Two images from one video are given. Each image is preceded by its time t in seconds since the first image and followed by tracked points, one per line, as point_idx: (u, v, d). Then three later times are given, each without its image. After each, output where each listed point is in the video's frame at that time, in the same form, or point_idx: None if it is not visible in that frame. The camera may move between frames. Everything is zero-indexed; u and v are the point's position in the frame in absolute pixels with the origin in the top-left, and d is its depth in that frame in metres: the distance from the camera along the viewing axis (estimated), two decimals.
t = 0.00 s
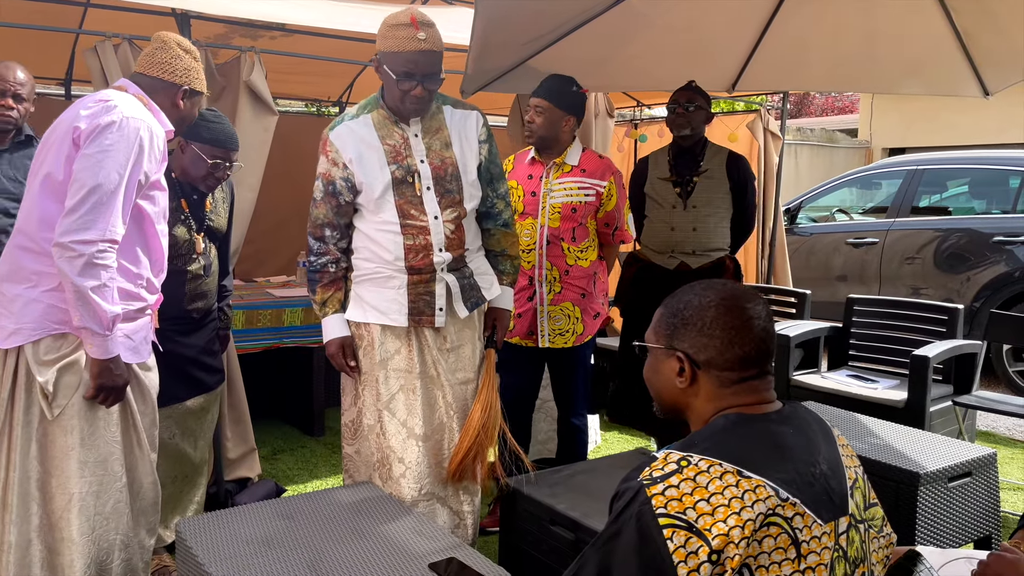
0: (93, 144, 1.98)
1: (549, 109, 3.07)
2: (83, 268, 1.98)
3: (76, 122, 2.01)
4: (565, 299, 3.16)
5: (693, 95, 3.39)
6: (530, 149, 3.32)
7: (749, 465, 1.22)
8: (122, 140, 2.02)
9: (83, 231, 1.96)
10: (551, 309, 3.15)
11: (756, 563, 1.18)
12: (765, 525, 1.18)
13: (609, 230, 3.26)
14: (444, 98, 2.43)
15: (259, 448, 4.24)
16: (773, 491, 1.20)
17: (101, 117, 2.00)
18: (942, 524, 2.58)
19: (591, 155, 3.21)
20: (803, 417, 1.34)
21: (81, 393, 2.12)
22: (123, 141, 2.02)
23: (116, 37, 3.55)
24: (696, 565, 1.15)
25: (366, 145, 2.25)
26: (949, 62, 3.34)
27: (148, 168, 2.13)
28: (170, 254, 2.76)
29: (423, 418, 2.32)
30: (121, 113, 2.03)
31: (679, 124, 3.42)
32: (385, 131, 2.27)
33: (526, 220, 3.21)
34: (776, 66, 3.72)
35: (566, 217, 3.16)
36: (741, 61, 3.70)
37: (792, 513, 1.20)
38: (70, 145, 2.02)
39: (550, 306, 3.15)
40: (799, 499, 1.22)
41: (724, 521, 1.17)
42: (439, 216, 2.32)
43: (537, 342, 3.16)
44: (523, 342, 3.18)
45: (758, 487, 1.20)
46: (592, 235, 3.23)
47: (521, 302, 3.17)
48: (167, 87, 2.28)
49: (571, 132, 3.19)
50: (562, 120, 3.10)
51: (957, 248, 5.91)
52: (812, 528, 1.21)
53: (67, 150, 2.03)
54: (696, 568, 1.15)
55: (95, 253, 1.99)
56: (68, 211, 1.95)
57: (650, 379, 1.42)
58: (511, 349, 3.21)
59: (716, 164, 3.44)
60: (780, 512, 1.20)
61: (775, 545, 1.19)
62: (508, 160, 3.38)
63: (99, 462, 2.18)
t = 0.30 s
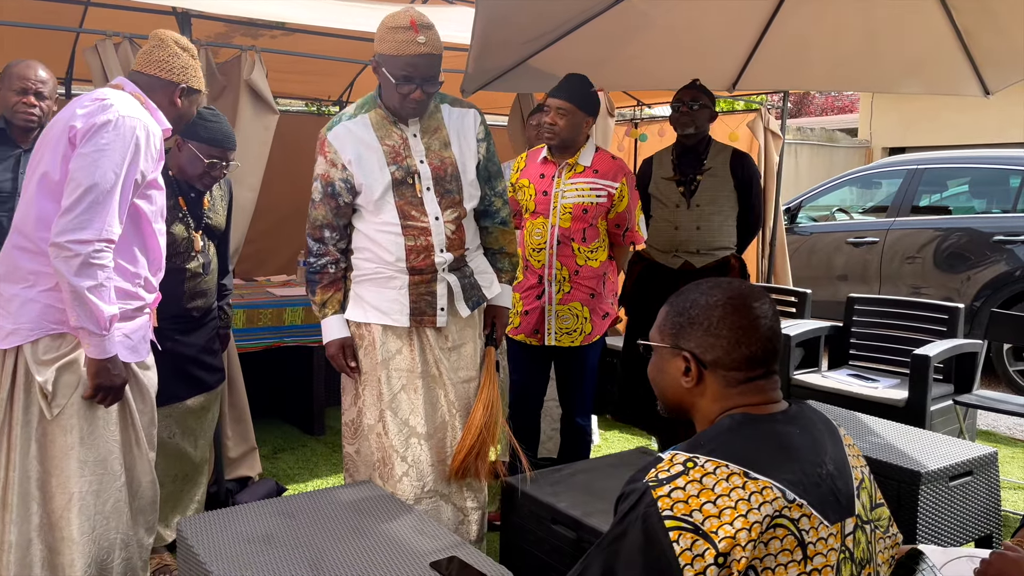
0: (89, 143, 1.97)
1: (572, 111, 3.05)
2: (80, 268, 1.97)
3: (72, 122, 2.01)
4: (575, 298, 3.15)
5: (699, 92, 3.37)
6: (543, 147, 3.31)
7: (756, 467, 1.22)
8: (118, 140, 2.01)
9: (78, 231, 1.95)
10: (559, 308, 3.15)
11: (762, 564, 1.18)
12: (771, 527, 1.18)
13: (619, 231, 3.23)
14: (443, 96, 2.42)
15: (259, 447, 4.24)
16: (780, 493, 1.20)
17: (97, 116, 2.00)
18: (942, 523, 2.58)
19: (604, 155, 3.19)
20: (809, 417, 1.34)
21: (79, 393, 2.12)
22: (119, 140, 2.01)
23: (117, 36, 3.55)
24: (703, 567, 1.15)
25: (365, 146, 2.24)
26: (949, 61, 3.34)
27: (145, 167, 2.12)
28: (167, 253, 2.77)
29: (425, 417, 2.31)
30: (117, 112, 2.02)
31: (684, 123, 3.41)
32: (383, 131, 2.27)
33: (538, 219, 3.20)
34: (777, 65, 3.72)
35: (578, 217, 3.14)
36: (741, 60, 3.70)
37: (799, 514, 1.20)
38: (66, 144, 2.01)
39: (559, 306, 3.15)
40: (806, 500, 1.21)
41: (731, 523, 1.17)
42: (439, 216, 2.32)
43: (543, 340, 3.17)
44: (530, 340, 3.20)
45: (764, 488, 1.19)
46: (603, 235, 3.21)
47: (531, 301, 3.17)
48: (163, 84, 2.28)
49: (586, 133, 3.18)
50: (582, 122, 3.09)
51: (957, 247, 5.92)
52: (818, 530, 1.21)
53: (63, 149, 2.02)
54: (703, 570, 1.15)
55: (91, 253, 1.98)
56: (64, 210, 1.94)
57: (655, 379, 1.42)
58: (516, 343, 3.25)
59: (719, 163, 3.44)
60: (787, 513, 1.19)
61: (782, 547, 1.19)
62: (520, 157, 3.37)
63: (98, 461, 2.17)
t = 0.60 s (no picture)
0: (80, 141, 1.97)
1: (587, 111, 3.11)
2: (71, 267, 1.96)
3: (62, 121, 2.01)
4: (581, 296, 3.16)
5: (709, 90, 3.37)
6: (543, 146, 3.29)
7: (760, 470, 1.21)
8: (109, 138, 2.00)
9: (68, 230, 1.95)
10: (566, 307, 3.14)
11: (765, 568, 1.18)
12: (775, 530, 1.18)
13: (621, 229, 3.26)
14: (439, 96, 2.43)
15: (259, 447, 4.24)
16: (785, 496, 1.19)
17: (87, 115, 1.99)
18: (943, 523, 2.58)
19: (606, 154, 3.21)
20: (813, 419, 1.34)
21: (73, 393, 2.12)
22: (109, 139, 2.00)
23: (116, 35, 3.55)
24: (706, 571, 1.15)
25: (362, 145, 2.24)
26: (950, 61, 3.33)
27: (137, 166, 2.11)
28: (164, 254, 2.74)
29: (424, 416, 2.31)
30: (107, 111, 2.02)
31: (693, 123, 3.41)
32: (380, 130, 2.27)
33: (542, 217, 3.19)
34: (777, 65, 3.71)
35: (583, 215, 3.14)
36: (742, 60, 3.69)
37: (802, 518, 1.20)
38: (57, 143, 2.01)
39: (565, 305, 3.14)
40: (810, 504, 1.21)
41: (734, 527, 1.17)
42: (436, 215, 2.31)
43: (551, 340, 3.16)
44: (539, 342, 3.18)
45: (768, 492, 1.19)
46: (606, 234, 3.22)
47: (537, 300, 3.16)
48: (156, 83, 2.28)
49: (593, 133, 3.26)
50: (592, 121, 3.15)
51: (958, 247, 5.91)
52: (822, 533, 1.21)
53: (54, 148, 2.02)
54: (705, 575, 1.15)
55: (82, 252, 1.97)
56: (55, 209, 1.94)
57: (659, 378, 1.42)
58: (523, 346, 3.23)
59: (728, 161, 3.42)
60: (791, 517, 1.19)
61: (785, 551, 1.18)
62: (520, 158, 3.35)
63: (94, 462, 2.17)
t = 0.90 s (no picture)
0: (69, 140, 1.96)
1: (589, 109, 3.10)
2: (57, 266, 1.96)
3: (53, 119, 2.01)
4: (583, 295, 3.16)
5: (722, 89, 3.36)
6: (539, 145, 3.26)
7: (764, 472, 1.21)
8: (98, 137, 2.00)
9: (55, 228, 1.94)
10: (569, 306, 3.14)
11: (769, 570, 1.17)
12: (778, 533, 1.17)
13: (617, 227, 3.31)
14: (436, 95, 2.43)
15: (259, 446, 4.25)
16: (789, 498, 1.19)
17: (78, 113, 1.99)
18: (943, 523, 2.57)
19: (602, 152, 3.22)
20: (818, 421, 1.33)
21: (64, 393, 2.11)
22: (98, 137, 2.00)
23: (115, 34, 3.54)
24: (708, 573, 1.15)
25: (360, 143, 2.24)
26: (951, 59, 3.32)
27: (127, 165, 2.11)
28: (158, 254, 2.75)
29: (422, 415, 2.31)
30: (98, 109, 2.02)
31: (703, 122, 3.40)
32: (377, 129, 2.27)
33: (544, 215, 3.17)
34: (778, 64, 3.70)
35: (585, 212, 3.15)
36: (743, 59, 3.68)
37: (806, 521, 1.19)
38: (47, 141, 2.01)
39: (570, 303, 3.14)
40: (814, 506, 1.21)
41: (738, 529, 1.16)
42: (434, 212, 2.31)
43: (556, 340, 3.15)
44: (543, 342, 3.17)
45: (772, 494, 1.18)
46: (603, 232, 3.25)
47: (540, 300, 3.15)
48: (152, 85, 2.27)
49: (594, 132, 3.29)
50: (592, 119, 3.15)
51: (959, 246, 5.90)
52: (825, 536, 1.21)
53: (44, 146, 2.02)
54: None
55: (69, 250, 1.96)
56: (43, 206, 1.93)
57: (665, 378, 1.42)
58: (527, 348, 3.21)
59: (738, 160, 3.41)
60: (795, 519, 1.19)
61: (789, 554, 1.18)
62: (514, 157, 3.29)
63: (86, 462, 2.16)
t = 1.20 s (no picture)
0: (71, 139, 1.96)
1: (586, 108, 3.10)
2: (58, 265, 1.96)
3: (54, 119, 2.00)
4: (581, 293, 3.17)
5: (731, 88, 3.36)
6: (535, 143, 3.24)
7: (768, 472, 1.20)
8: (100, 137, 2.00)
9: (56, 227, 1.94)
10: (568, 305, 3.13)
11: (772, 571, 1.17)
12: (782, 533, 1.17)
13: (612, 226, 3.33)
14: (432, 94, 2.43)
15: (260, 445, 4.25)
16: (793, 499, 1.18)
17: (79, 113, 1.99)
18: (944, 521, 2.57)
19: (598, 150, 3.23)
20: (823, 421, 1.33)
21: (64, 393, 2.11)
22: (99, 137, 2.00)
23: (116, 33, 3.54)
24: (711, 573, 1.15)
25: (359, 139, 2.23)
26: (953, 58, 3.32)
27: (127, 165, 2.11)
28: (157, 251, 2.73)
29: (419, 414, 2.31)
30: (99, 109, 2.02)
31: (711, 120, 3.40)
32: (377, 125, 2.26)
33: (541, 215, 3.16)
34: (780, 63, 3.70)
35: (582, 212, 3.15)
36: (744, 57, 3.68)
37: (810, 521, 1.19)
38: (48, 141, 2.01)
39: (568, 302, 3.13)
40: (818, 506, 1.20)
41: (741, 529, 1.16)
42: (433, 209, 2.31)
43: (555, 339, 3.15)
44: (542, 342, 3.16)
45: (776, 494, 1.18)
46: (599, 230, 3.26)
47: (539, 299, 3.14)
48: (151, 87, 2.27)
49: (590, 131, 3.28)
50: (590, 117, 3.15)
51: (961, 244, 5.89)
52: (829, 537, 1.20)
53: (45, 145, 2.01)
54: None
55: (70, 249, 1.96)
56: (44, 206, 1.93)
57: (669, 376, 1.42)
58: (525, 347, 3.20)
59: (743, 160, 3.41)
60: (799, 519, 1.18)
61: (793, 554, 1.18)
62: (510, 156, 3.28)
63: (86, 461, 2.16)
